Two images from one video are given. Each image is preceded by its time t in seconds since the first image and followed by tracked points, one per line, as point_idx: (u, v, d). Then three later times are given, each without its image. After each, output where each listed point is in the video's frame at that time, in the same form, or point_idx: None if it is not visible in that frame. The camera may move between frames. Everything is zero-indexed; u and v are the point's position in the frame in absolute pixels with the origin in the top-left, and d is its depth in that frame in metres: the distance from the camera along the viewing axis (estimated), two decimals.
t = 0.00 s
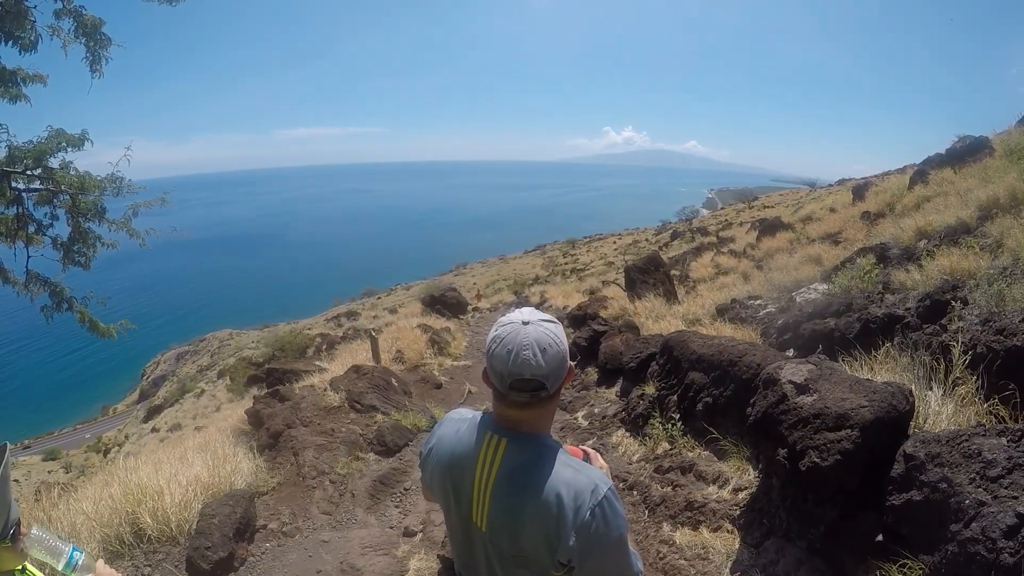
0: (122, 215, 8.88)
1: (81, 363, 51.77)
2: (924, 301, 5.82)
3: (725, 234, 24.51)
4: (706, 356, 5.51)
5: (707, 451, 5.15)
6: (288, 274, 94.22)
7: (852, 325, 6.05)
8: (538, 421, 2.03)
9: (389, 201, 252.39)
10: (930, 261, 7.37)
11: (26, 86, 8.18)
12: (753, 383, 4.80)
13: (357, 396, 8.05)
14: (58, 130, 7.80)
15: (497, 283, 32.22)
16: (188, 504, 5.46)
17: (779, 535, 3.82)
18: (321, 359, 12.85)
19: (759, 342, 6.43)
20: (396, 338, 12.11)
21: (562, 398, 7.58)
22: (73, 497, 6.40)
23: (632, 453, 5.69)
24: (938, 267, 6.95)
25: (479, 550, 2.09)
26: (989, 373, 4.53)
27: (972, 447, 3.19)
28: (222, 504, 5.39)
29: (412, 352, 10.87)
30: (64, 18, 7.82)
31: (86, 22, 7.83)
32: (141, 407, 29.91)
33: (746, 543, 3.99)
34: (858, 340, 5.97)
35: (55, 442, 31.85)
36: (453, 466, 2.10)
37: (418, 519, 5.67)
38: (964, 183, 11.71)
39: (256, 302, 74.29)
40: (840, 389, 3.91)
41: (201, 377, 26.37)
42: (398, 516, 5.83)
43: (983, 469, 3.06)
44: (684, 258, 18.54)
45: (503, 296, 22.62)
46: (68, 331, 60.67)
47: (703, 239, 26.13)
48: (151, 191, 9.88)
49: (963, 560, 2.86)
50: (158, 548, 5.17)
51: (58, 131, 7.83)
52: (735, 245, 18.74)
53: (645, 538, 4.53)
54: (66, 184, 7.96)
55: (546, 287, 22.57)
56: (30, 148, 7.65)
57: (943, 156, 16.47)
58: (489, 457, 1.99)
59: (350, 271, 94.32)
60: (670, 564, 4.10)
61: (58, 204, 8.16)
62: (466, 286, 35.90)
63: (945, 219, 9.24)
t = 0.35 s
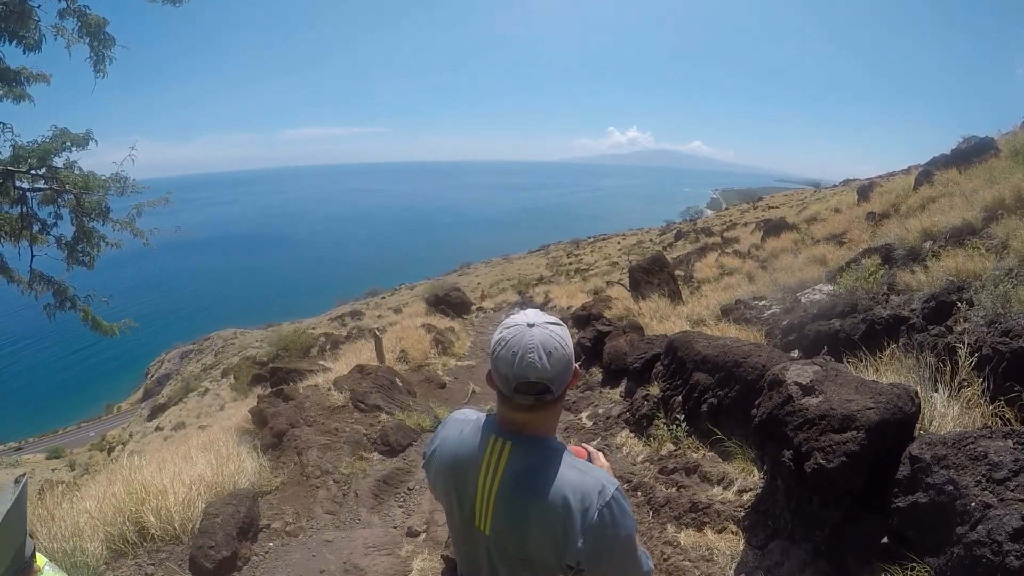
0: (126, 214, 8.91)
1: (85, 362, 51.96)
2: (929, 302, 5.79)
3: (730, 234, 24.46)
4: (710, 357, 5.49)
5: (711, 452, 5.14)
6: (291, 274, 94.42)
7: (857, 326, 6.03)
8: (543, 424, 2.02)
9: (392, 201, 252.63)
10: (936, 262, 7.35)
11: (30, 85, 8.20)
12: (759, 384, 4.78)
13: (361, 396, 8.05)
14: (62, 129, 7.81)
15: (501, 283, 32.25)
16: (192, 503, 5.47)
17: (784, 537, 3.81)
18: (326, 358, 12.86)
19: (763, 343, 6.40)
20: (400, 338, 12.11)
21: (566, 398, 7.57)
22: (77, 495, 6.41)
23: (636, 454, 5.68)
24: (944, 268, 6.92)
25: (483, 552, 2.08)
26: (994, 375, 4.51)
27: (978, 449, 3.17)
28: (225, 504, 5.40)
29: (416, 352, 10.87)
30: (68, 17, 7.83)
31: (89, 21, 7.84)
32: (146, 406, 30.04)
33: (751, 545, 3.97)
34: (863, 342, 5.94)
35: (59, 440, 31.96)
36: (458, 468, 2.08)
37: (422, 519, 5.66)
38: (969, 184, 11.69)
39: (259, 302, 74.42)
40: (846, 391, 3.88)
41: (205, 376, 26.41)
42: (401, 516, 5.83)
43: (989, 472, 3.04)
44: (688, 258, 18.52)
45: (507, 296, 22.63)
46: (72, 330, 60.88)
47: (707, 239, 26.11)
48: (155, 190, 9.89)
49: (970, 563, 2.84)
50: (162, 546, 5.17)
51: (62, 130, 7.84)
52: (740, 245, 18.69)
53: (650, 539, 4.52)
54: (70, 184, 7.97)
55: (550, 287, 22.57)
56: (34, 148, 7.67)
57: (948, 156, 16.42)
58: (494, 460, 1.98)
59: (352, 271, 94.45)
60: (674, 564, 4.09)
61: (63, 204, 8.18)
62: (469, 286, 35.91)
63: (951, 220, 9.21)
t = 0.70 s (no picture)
0: (129, 212, 8.94)
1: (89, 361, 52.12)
2: (935, 302, 5.75)
3: (734, 235, 24.41)
4: (715, 357, 5.47)
5: (716, 453, 5.11)
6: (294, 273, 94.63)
7: (862, 327, 5.99)
8: (555, 435, 1.96)
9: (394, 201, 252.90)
10: (942, 262, 7.31)
11: (33, 83, 8.21)
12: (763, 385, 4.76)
13: (364, 396, 8.03)
14: (65, 127, 7.81)
15: (505, 283, 32.25)
16: (194, 502, 5.46)
17: (789, 538, 3.77)
18: (330, 358, 12.87)
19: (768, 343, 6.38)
20: (404, 337, 12.11)
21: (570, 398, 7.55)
22: (80, 494, 6.41)
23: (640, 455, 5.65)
24: (950, 268, 6.88)
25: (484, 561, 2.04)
26: (1001, 376, 4.48)
27: (985, 450, 3.14)
28: (227, 503, 5.39)
29: (420, 351, 10.86)
30: (70, 14, 7.84)
31: (91, 18, 7.84)
32: (150, 404, 30.11)
33: (755, 546, 3.95)
34: (868, 342, 5.90)
35: (63, 438, 32.05)
36: (466, 470, 2.07)
37: (425, 519, 5.64)
38: (975, 184, 11.65)
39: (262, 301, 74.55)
40: (852, 392, 3.85)
41: (209, 375, 26.46)
42: (404, 516, 5.81)
43: (996, 474, 3.01)
44: (693, 258, 18.49)
45: (511, 296, 22.63)
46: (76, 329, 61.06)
47: (712, 240, 26.03)
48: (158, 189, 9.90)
49: (976, 565, 2.82)
50: (164, 545, 5.16)
51: (65, 128, 7.84)
52: (744, 246, 18.64)
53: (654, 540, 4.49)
54: (73, 182, 7.97)
55: (554, 287, 22.55)
56: (37, 145, 7.67)
57: (953, 156, 16.36)
58: (499, 467, 1.95)
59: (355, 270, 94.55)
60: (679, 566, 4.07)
61: (65, 201, 8.19)
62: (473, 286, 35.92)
63: (957, 220, 9.17)
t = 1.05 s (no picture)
0: (132, 211, 8.93)
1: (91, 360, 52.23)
2: (938, 303, 5.72)
3: (737, 235, 24.38)
4: (718, 358, 5.45)
5: (718, 454, 5.10)
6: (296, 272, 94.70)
7: (865, 327, 5.96)
8: (578, 454, 1.91)
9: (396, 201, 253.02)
10: (945, 263, 7.28)
11: (35, 81, 8.22)
12: (766, 385, 4.74)
13: (366, 395, 8.02)
14: (67, 125, 7.82)
15: (508, 283, 32.26)
16: (195, 501, 5.45)
17: (792, 540, 3.75)
18: (332, 358, 12.88)
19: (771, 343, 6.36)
20: (406, 337, 12.10)
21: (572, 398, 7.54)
22: (82, 492, 6.41)
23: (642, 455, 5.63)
24: (953, 269, 6.86)
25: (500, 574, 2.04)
26: (1005, 377, 4.45)
27: (989, 452, 3.11)
28: (229, 502, 5.38)
29: (422, 351, 10.86)
30: (71, 12, 7.84)
31: (92, 16, 7.85)
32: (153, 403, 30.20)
33: (757, 548, 3.93)
34: (871, 343, 5.88)
35: (66, 437, 32.13)
36: (484, 487, 2.04)
37: (426, 519, 5.63)
38: (978, 185, 11.63)
39: (263, 301, 74.57)
40: (855, 393, 3.82)
41: (211, 374, 26.51)
42: (405, 515, 5.80)
43: (1000, 476, 2.99)
44: (696, 259, 18.46)
45: (514, 296, 22.64)
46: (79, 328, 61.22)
47: (714, 240, 26.01)
48: (160, 188, 9.90)
49: (979, 567, 2.80)
50: (165, 544, 5.15)
51: (66, 126, 7.84)
52: (747, 246, 18.61)
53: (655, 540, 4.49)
54: (75, 180, 7.97)
55: (556, 287, 22.55)
56: (38, 143, 7.67)
57: (957, 157, 16.32)
58: (518, 488, 1.92)
59: (356, 270, 94.60)
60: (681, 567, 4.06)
61: (67, 200, 8.19)
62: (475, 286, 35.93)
63: (960, 220, 9.15)
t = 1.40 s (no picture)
0: (135, 211, 8.92)
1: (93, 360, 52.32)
2: (941, 304, 5.71)
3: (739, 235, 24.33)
4: (720, 358, 5.44)
5: (720, 455, 5.08)
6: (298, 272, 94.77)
7: (868, 328, 5.95)
8: (587, 448, 1.91)
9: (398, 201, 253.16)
10: (949, 264, 7.25)
11: (38, 80, 8.23)
12: (768, 386, 4.73)
13: (368, 395, 8.02)
14: (69, 124, 7.83)
15: (511, 283, 32.25)
16: (197, 500, 5.45)
17: (794, 541, 3.74)
18: (335, 357, 12.88)
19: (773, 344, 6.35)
20: (409, 337, 12.10)
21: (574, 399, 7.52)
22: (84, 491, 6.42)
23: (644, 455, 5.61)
24: (956, 270, 6.84)
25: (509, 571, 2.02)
26: (1008, 378, 4.44)
27: (992, 453, 3.10)
28: (231, 502, 5.38)
29: (424, 351, 10.85)
30: (74, 11, 7.85)
31: (95, 15, 7.86)
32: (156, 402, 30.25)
33: (760, 549, 3.92)
34: (874, 344, 5.86)
35: (68, 436, 32.19)
36: (492, 484, 2.01)
37: (428, 519, 5.63)
38: (982, 185, 11.60)
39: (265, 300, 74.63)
40: (857, 394, 3.81)
41: (214, 374, 26.54)
42: (407, 515, 5.80)
43: (1003, 477, 2.97)
44: (699, 259, 18.43)
45: (517, 296, 22.64)
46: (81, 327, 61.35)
47: (717, 241, 26.01)
48: (163, 187, 9.90)
49: (982, 569, 2.80)
50: (167, 543, 5.16)
51: (69, 125, 7.85)
52: (750, 247, 18.58)
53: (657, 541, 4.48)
54: (78, 179, 7.97)
55: (559, 287, 22.54)
56: (42, 142, 7.68)
57: (960, 157, 16.27)
58: (529, 485, 1.89)
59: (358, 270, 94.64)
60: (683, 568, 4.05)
61: (70, 199, 8.19)
62: (478, 287, 35.94)
63: (963, 221, 9.12)
